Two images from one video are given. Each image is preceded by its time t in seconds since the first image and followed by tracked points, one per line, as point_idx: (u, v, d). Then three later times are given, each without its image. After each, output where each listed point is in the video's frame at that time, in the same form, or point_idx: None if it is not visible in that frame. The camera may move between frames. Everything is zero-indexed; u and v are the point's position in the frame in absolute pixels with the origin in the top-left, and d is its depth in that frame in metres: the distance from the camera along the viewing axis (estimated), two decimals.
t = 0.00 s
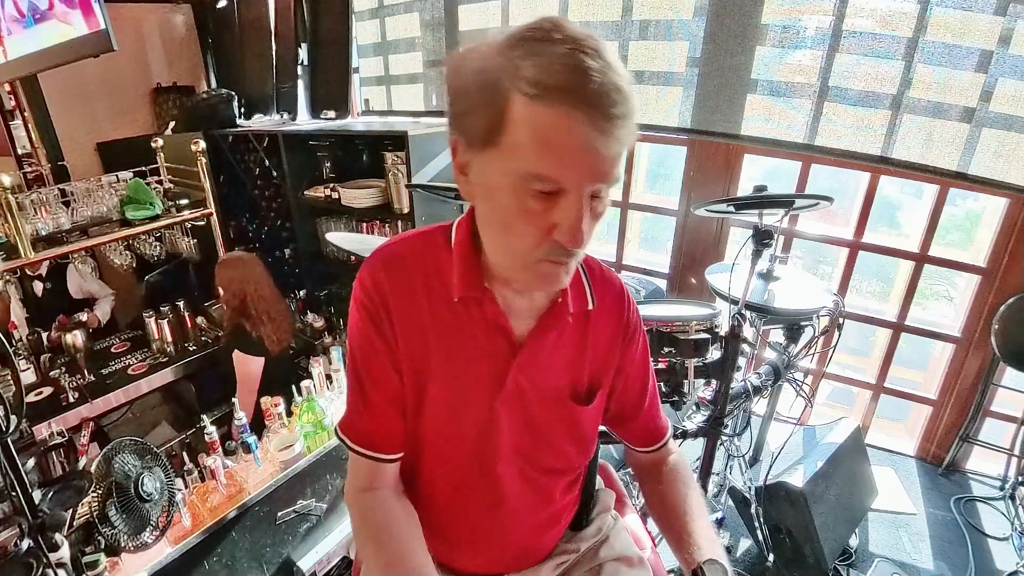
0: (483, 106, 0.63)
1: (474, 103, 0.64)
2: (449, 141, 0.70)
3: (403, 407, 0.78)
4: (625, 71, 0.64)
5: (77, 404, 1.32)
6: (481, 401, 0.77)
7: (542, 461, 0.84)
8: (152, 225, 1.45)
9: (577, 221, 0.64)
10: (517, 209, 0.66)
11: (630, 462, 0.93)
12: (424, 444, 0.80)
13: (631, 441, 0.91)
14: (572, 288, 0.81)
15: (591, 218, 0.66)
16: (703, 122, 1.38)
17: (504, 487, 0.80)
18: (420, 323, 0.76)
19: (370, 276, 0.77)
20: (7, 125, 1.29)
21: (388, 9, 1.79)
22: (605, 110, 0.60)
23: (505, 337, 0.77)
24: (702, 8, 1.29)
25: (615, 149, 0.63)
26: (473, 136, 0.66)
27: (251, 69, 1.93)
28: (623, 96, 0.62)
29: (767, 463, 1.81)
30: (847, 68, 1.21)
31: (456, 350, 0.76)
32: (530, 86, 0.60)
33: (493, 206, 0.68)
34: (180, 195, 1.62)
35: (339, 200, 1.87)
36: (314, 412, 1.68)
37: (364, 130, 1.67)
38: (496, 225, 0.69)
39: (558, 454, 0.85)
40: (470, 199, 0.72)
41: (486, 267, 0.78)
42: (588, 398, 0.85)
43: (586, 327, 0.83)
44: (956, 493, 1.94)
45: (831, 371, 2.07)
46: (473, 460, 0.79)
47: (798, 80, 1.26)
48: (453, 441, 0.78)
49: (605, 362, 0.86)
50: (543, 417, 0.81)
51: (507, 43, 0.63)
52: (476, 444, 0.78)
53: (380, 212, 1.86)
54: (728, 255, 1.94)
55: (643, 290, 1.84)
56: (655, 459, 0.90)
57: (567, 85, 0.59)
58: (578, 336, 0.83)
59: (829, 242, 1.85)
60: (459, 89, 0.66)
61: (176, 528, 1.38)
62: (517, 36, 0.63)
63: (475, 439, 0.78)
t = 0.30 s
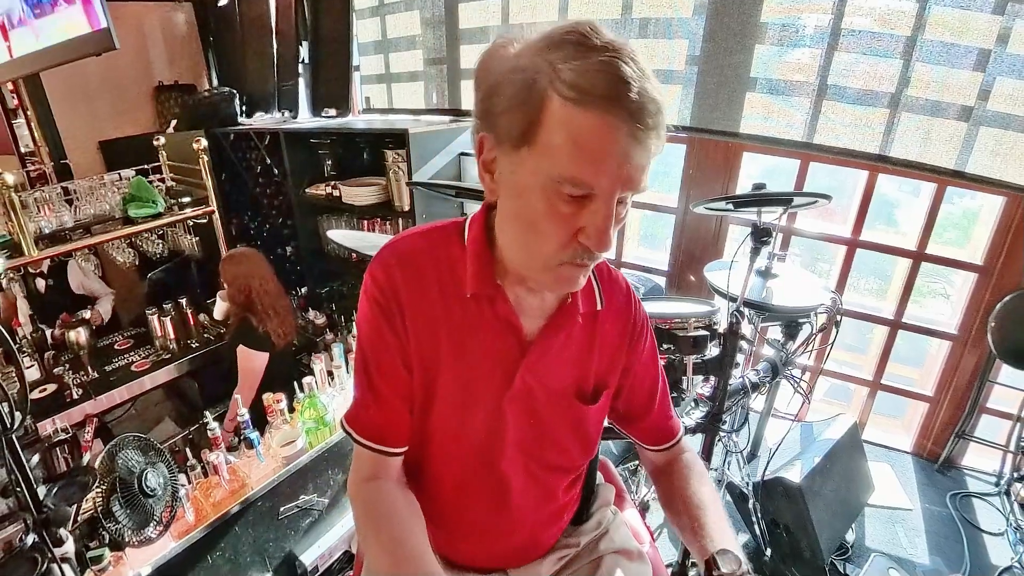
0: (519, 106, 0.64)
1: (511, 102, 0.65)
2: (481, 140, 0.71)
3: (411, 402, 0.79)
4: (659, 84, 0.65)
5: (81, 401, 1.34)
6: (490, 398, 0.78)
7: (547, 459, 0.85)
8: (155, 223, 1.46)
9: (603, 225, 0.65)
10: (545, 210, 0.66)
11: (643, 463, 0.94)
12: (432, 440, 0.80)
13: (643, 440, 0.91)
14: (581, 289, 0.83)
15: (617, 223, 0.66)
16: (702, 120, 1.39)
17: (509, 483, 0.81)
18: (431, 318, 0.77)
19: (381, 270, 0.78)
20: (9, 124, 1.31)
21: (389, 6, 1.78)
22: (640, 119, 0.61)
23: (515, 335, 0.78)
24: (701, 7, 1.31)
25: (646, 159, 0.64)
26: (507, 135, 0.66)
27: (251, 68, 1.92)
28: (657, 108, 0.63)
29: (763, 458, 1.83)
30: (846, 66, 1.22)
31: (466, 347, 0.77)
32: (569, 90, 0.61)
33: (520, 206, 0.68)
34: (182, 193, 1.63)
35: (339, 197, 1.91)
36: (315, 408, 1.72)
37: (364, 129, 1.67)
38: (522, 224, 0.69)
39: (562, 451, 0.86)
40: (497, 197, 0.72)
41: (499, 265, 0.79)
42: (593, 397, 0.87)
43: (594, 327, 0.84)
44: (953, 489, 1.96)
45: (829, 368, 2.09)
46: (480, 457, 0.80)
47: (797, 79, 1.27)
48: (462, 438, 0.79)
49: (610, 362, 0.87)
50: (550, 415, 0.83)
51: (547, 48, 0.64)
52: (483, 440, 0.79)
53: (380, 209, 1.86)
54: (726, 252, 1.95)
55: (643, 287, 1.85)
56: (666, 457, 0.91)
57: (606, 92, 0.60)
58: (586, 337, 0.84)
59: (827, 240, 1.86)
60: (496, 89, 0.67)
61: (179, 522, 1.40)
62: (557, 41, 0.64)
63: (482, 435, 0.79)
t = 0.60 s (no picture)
0: (499, 99, 0.65)
1: (490, 95, 0.66)
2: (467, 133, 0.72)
3: (412, 395, 0.80)
4: (637, 75, 0.65)
5: (85, 397, 1.34)
6: (490, 390, 0.79)
7: (546, 452, 0.86)
8: (157, 221, 1.47)
9: (579, 216, 0.66)
10: (525, 199, 0.67)
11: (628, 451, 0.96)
12: (433, 432, 0.81)
13: (631, 431, 0.94)
14: (580, 283, 0.84)
15: (593, 213, 0.67)
16: (701, 118, 1.40)
17: (509, 475, 0.83)
18: (433, 312, 0.78)
19: (384, 264, 0.78)
20: (13, 122, 1.37)
21: (391, 4, 1.77)
22: (616, 112, 0.62)
23: (515, 328, 0.79)
24: (699, 5, 1.32)
25: (621, 151, 0.64)
26: (488, 128, 0.67)
27: (252, 67, 1.97)
28: (634, 100, 0.64)
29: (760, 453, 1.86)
30: (844, 65, 1.23)
31: (466, 339, 0.78)
32: (545, 84, 0.62)
33: (503, 198, 0.69)
34: (184, 191, 1.63)
35: (340, 195, 1.87)
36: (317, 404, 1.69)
37: (365, 126, 1.67)
38: (506, 215, 0.70)
39: (562, 444, 0.87)
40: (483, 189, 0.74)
41: (499, 260, 0.79)
42: (592, 390, 0.88)
43: (592, 320, 0.85)
44: (948, 485, 1.97)
45: (826, 364, 2.11)
46: (480, 448, 0.81)
47: (795, 77, 1.28)
48: (462, 430, 0.80)
49: (608, 355, 0.89)
50: (549, 407, 0.84)
51: (527, 42, 0.65)
52: (484, 432, 0.80)
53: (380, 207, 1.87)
54: (725, 250, 1.96)
55: (641, 284, 1.86)
56: (652, 449, 0.93)
57: (579, 85, 0.61)
58: (585, 329, 0.85)
59: (826, 238, 1.87)
60: (480, 83, 0.68)
61: (183, 518, 1.42)
62: (538, 35, 0.65)
63: (483, 428, 0.80)
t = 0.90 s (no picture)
0: (485, 103, 0.63)
1: (477, 98, 0.64)
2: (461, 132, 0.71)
3: (410, 394, 0.81)
4: (626, 82, 0.61)
5: (89, 394, 1.35)
6: (489, 389, 0.80)
7: (545, 450, 0.87)
8: (159, 220, 1.48)
9: (556, 228, 0.64)
10: (506, 206, 0.65)
11: (638, 454, 0.97)
12: (431, 431, 0.82)
13: (638, 432, 0.94)
14: (581, 283, 0.85)
15: (572, 224, 0.64)
16: (701, 116, 1.41)
17: (508, 474, 0.84)
18: (430, 312, 0.79)
19: (381, 263, 0.79)
20: (16, 122, 1.39)
21: (391, 2, 1.80)
22: (595, 123, 0.58)
23: (514, 328, 0.80)
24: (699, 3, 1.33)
25: (603, 164, 0.61)
26: (474, 131, 0.66)
27: (254, 67, 1.95)
28: (618, 110, 0.60)
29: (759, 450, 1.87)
30: (844, 63, 1.25)
31: (464, 339, 0.79)
32: (526, 91, 0.59)
33: (489, 202, 0.68)
34: (186, 189, 1.66)
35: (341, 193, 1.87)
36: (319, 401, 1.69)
37: (366, 124, 1.68)
38: (493, 218, 0.69)
39: (560, 443, 0.88)
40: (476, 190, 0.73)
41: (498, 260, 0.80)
42: (591, 389, 0.89)
43: (593, 319, 0.86)
44: (944, 481, 1.99)
45: (824, 362, 2.12)
46: (479, 447, 0.82)
47: (795, 75, 1.29)
48: (462, 430, 0.81)
49: (609, 355, 0.90)
50: (548, 406, 0.85)
51: (517, 43, 0.63)
52: (482, 431, 0.81)
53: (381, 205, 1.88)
54: (725, 247, 1.97)
55: (640, 282, 1.87)
56: (661, 450, 0.93)
57: (557, 94, 0.58)
58: (586, 329, 0.86)
59: (824, 236, 1.89)
60: (471, 83, 0.66)
61: (186, 513, 1.43)
62: (529, 35, 0.62)
63: (481, 427, 0.81)
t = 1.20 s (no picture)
0: (466, 114, 0.63)
1: (458, 109, 0.64)
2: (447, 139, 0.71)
3: (404, 398, 0.82)
4: (611, 95, 0.59)
5: (92, 391, 1.36)
6: (486, 393, 0.81)
7: (544, 452, 0.88)
8: (162, 218, 1.49)
9: (539, 247, 0.64)
10: (489, 221, 0.66)
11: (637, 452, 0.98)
12: (425, 434, 0.83)
13: (637, 431, 0.96)
14: (577, 287, 0.86)
15: (554, 242, 0.65)
16: (700, 114, 1.42)
17: (505, 476, 0.85)
18: (422, 317, 0.80)
19: (371, 270, 0.80)
20: (20, 121, 1.39)
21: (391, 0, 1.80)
22: (576, 143, 0.58)
23: (508, 332, 0.81)
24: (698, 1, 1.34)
25: (586, 184, 0.60)
26: (456, 143, 0.66)
27: (255, 66, 1.97)
28: (601, 127, 0.58)
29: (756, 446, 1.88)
30: (842, 62, 1.26)
31: (458, 345, 0.80)
32: (505, 106, 0.58)
33: (473, 214, 0.69)
34: (188, 186, 1.68)
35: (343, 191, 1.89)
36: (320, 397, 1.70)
37: (367, 122, 1.69)
38: (478, 229, 0.70)
39: (558, 445, 0.89)
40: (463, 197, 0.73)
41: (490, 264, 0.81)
42: (589, 392, 0.90)
43: (591, 322, 0.87)
44: (940, 477, 2.00)
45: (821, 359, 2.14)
46: (476, 450, 0.83)
47: (793, 74, 1.31)
48: (460, 433, 0.82)
49: (607, 357, 0.91)
50: (546, 409, 0.86)
51: (498, 51, 0.62)
52: (479, 435, 0.82)
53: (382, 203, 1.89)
54: (724, 245, 1.98)
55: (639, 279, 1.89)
56: (660, 449, 0.95)
57: (536, 112, 0.57)
58: (583, 332, 0.87)
59: (822, 234, 1.90)
60: (453, 90, 0.66)
61: (190, 508, 1.45)
62: (511, 42, 0.61)
63: (478, 430, 0.82)
